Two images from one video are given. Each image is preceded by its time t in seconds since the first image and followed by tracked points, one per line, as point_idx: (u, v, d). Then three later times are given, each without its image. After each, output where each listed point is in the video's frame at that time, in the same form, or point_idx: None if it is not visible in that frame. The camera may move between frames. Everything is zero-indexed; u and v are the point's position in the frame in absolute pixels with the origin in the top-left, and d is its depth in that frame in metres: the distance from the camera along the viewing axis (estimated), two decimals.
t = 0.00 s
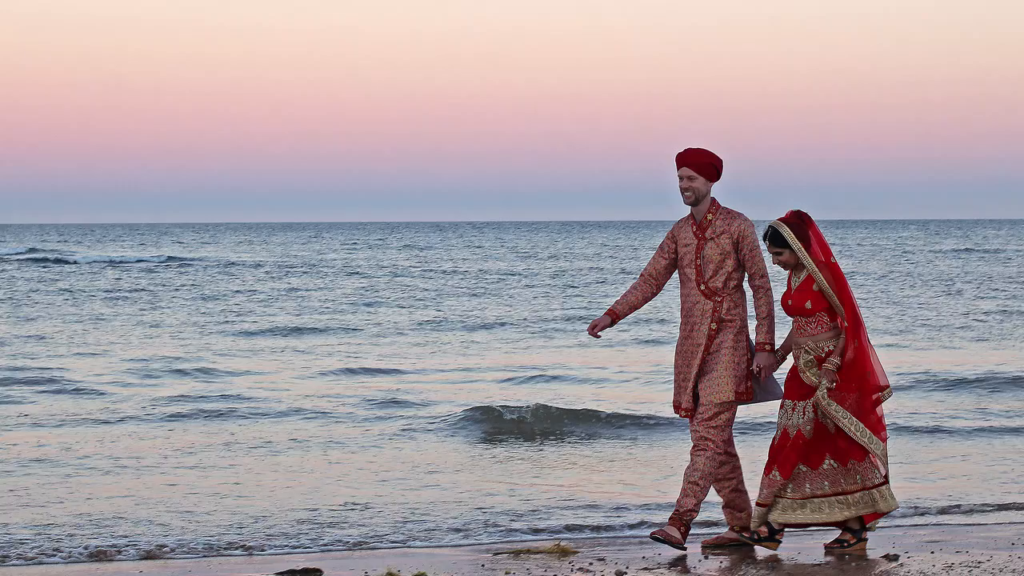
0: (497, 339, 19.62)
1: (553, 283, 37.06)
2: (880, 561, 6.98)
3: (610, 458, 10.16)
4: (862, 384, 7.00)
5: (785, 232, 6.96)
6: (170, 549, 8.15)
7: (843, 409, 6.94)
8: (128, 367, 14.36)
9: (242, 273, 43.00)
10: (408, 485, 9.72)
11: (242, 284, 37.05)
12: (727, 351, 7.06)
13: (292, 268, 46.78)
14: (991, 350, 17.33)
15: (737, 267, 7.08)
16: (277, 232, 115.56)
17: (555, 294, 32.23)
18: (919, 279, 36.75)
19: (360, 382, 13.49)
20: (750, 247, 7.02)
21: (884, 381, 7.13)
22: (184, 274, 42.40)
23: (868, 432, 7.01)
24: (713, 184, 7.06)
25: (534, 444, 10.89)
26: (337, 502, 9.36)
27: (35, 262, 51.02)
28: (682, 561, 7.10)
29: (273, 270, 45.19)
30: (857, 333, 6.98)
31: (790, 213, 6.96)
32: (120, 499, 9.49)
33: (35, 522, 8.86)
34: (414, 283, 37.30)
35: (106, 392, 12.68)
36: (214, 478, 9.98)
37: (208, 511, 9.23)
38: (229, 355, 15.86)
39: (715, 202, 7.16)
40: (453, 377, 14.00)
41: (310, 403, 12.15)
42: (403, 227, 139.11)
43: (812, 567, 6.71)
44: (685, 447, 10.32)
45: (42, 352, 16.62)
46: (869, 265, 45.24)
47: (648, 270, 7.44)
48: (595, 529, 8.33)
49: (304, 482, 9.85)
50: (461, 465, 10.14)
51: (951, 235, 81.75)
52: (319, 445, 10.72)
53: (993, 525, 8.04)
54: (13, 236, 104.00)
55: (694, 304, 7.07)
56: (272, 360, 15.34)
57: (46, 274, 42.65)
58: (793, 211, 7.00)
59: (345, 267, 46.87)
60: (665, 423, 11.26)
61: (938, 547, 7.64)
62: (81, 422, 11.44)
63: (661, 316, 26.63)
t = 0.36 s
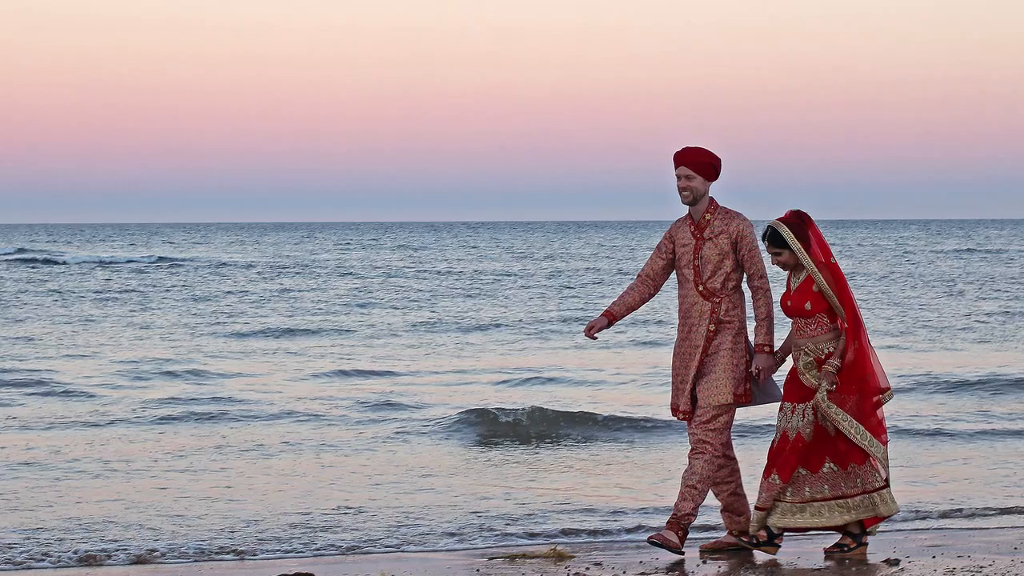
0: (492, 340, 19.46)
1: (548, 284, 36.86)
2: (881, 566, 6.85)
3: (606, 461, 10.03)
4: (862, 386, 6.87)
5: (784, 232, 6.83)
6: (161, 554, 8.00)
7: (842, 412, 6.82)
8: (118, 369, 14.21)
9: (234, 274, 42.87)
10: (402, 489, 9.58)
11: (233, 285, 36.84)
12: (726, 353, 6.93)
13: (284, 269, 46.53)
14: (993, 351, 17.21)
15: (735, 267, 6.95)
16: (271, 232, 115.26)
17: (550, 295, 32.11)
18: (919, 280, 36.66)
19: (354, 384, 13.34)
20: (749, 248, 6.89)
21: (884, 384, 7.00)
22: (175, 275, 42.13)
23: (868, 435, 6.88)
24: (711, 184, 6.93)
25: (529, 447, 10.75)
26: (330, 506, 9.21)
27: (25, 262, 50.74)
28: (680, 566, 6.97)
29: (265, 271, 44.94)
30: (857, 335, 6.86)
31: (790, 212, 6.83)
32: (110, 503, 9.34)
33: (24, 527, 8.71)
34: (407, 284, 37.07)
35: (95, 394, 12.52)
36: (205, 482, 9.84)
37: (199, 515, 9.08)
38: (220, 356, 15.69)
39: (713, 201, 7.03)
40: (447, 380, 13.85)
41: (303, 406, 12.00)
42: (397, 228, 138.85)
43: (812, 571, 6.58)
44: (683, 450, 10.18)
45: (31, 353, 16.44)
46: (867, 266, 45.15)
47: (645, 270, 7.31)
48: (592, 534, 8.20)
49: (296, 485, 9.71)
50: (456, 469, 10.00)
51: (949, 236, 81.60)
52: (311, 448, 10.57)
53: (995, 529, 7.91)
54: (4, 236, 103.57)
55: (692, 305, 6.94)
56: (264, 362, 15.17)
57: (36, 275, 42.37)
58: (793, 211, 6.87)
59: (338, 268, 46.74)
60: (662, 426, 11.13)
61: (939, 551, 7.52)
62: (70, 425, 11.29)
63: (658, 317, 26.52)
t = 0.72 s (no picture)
0: (487, 342, 19.31)
1: (543, 285, 36.70)
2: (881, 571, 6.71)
3: (602, 464, 9.89)
4: (862, 389, 6.74)
5: (783, 232, 6.71)
6: (151, 558, 7.86)
7: (842, 415, 6.69)
8: (107, 371, 14.05)
9: (225, 275, 42.66)
10: (395, 492, 9.44)
11: (224, 287, 36.62)
12: (724, 354, 6.80)
13: (276, 270, 46.31)
14: (993, 353, 17.09)
15: (733, 268, 6.81)
16: (265, 233, 114.98)
17: (545, 296, 31.93)
18: (919, 281, 36.54)
19: (346, 386, 13.19)
20: (748, 248, 6.75)
21: (884, 386, 6.87)
22: (164, 277, 41.87)
23: (868, 438, 6.75)
24: (709, 183, 6.80)
25: (524, 450, 10.61)
26: (323, 511, 9.07)
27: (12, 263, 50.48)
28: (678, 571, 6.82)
29: (255, 272, 44.73)
30: (857, 336, 6.73)
31: (788, 212, 6.71)
32: (99, 508, 9.19)
33: (11, 531, 8.56)
34: (399, 286, 36.89)
35: (84, 397, 12.37)
36: (195, 486, 9.69)
37: (190, 519, 8.93)
38: (210, 358, 15.52)
39: (711, 201, 6.89)
40: (441, 382, 13.71)
41: (294, 409, 11.85)
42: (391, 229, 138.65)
43: None
44: (680, 453, 10.05)
45: (18, 356, 16.27)
46: (865, 267, 45.06)
47: (641, 271, 7.18)
48: (587, 538, 8.06)
49: (288, 489, 9.57)
50: (449, 472, 9.86)
51: (949, 237, 81.54)
52: (303, 451, 10.42)
53: (997, 533, 7.78)
54: None
55: (690, 307, 6.81)
56: (255, 363, 15.02)
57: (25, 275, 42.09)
58: (792, 211, 6.75)
59: (331, 269, 46.55)
60: (658, 429, 10.99)
61: (940, 556, 7.39)
62: (58, 428, 11.14)
63: (655, 319, 26.39)
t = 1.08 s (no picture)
0: (481, 344, 19.17)
1: (537, 286, 36.55)
2: None
3: (598, 468, 9.74)
4: (861, 391, 6.61)
5: (781, 232, 6.58)
6: (139, 564, 7.71)
7: (841, 418, 6.55)
8: (96, 373, 13.89)
9: (214, 276, 42.46)
10: (388, 496, 9.29)
11: (214, 287, 36.39)
12: (721, 356, 6.67)
13: (267, 270, 46.09)
14: (994, 355, 16.96)
15: (731, 268, 6.68)
16: (259, 233, 114.73)
17: (540, 297, 31.77)
18: (917, 282, 36.39)
19: (338, 389, 13.05)
20: (745, 248, 6.62)
21: (884, 389, 6.73)
22: (153, 277, 41.66)
23: (868, 442, 6.61)
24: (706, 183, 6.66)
25: (519, 453, 10.47)
26: (314, 515, 8.93)
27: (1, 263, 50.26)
28: None
29: (247, 272, 44.54)
30: (856, 338, 6.60)
31: (786, 212, 6.58)
32: (87, 512, 9.04)
33: None
34: (392, 287, 36.72)
35: (72, 400, 12.21)
36: (185, 490, 9.55)
37: (180, 524, 8.78)
38: (200, 361, 15.36)
39: (708, 200, 6.76)
40: (435, 384, 13.57)
41: (285, 411, 11.70)
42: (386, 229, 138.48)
43: None
44: (676, 456, 9.91)
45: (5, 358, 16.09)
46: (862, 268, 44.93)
47: (637, 272, 7.05)
48: (582, 543, 7.92)
49: (279, 493, 9.42)
50: (443, 476, 9.71)
51: (948, 238, 81.46)
52: (294, 455, 10.27)
53: (998, 538, 7.65)
54: None
55: (686, 308, 6.68)
56: (246, 366, 14.87)
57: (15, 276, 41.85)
58: (790, 210, 6.61)
59: (323, 270, 46.37)
60: (655, 432, 10.85)
61: (941, 561, 7.26)
62: (46, 431, 10.99)
63: (651, 320, 26.23)
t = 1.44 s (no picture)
0: (474, 346, 19.02)
1: (530, 287, 36.39)
2: None
3: (593, 472, 9.61)
4: (860, 394, 6.48)
5: (778, 232, 6.45)
6: (127, 568, 7.56)
7: (839, 421, 6.43)
8: (83, 376, 13.73)
9: (201, 276, 42.27)
10: (379, 501, 9.15)
11: (204, 288, 36.20)
12: (718, 358, 6.54)
13: (258, 271, 45.89)
14: (994, 357, 16.85)
15: (728, 269, 6.56)
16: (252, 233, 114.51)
17: (534, 298, 31.62)
18: (918, 283, 36.27)
19: (329, 392, 12.90)
20: (742, 249, 6.50)
21: (883, 391, 6.61)
22: (142, 278, 41.45)
23: (867, 445, 6.49)
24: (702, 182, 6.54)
25: (512, 457, 10.33)
26: (305, 520, 8.78)
27: None
28: None
29: (236, 273, 44.34)
30: (855, 340, 6.47)
31: (783, 212, 6.45)
32: (74, 517, 8.89)
33: None
34: (384, 287, 36.55)
35: (60, 403, 12.05)
36: (174, 494, 9.40)
37: (168, 528, 8.64)
38: (189, 363, 15.20)
39: (704, 200, 6.63)
40: (427, 387, 13.42)
41: (276, 414, 11.55)
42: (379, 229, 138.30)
43: None
44: (672, 459, 9.77)
45: None
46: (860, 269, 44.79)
47: (633, 272, 6.92)
48: (577, 548, 7.78)
49: (269, 497, 9.28)
50: (436, 480, 9.57)
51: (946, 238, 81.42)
52: (285, 458, 10.13)
53: (998, 543, 7.53)
54: None
55: (682, 310, 6.55)
56: (236, 368, 14.71)
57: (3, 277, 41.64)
58: (787, 210, 6.48)
59: (314, 270, 46.17)
60: (650, 435, 10.71)
61: (941, 566, 7.12)
62: (33, 435, 10.83)
63: (647, 321, 26.09)
